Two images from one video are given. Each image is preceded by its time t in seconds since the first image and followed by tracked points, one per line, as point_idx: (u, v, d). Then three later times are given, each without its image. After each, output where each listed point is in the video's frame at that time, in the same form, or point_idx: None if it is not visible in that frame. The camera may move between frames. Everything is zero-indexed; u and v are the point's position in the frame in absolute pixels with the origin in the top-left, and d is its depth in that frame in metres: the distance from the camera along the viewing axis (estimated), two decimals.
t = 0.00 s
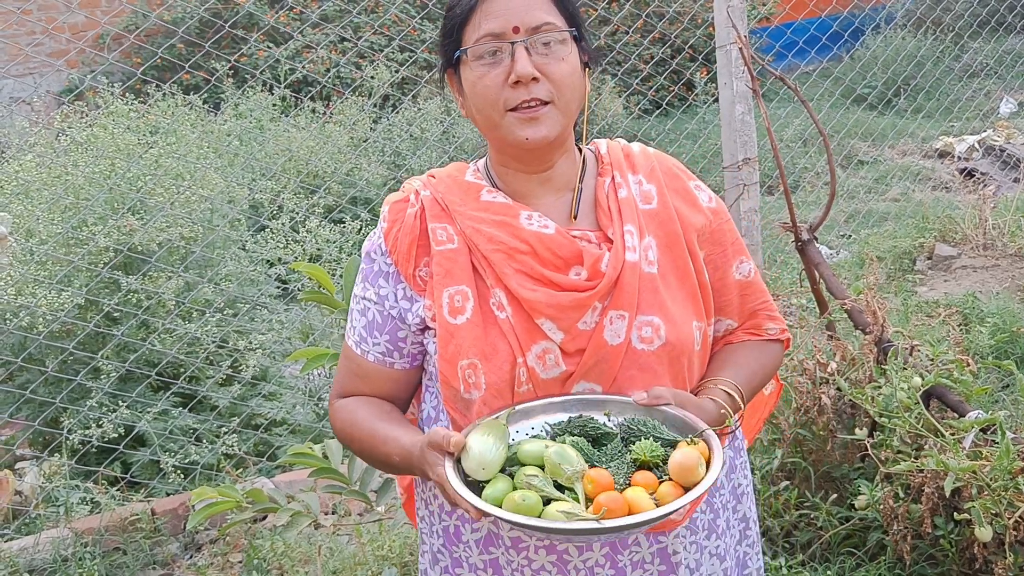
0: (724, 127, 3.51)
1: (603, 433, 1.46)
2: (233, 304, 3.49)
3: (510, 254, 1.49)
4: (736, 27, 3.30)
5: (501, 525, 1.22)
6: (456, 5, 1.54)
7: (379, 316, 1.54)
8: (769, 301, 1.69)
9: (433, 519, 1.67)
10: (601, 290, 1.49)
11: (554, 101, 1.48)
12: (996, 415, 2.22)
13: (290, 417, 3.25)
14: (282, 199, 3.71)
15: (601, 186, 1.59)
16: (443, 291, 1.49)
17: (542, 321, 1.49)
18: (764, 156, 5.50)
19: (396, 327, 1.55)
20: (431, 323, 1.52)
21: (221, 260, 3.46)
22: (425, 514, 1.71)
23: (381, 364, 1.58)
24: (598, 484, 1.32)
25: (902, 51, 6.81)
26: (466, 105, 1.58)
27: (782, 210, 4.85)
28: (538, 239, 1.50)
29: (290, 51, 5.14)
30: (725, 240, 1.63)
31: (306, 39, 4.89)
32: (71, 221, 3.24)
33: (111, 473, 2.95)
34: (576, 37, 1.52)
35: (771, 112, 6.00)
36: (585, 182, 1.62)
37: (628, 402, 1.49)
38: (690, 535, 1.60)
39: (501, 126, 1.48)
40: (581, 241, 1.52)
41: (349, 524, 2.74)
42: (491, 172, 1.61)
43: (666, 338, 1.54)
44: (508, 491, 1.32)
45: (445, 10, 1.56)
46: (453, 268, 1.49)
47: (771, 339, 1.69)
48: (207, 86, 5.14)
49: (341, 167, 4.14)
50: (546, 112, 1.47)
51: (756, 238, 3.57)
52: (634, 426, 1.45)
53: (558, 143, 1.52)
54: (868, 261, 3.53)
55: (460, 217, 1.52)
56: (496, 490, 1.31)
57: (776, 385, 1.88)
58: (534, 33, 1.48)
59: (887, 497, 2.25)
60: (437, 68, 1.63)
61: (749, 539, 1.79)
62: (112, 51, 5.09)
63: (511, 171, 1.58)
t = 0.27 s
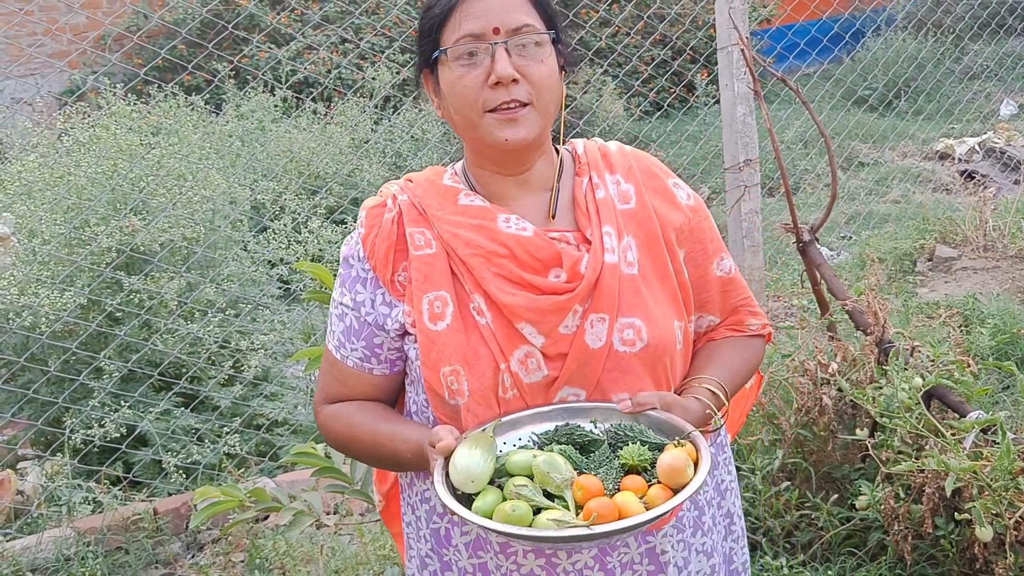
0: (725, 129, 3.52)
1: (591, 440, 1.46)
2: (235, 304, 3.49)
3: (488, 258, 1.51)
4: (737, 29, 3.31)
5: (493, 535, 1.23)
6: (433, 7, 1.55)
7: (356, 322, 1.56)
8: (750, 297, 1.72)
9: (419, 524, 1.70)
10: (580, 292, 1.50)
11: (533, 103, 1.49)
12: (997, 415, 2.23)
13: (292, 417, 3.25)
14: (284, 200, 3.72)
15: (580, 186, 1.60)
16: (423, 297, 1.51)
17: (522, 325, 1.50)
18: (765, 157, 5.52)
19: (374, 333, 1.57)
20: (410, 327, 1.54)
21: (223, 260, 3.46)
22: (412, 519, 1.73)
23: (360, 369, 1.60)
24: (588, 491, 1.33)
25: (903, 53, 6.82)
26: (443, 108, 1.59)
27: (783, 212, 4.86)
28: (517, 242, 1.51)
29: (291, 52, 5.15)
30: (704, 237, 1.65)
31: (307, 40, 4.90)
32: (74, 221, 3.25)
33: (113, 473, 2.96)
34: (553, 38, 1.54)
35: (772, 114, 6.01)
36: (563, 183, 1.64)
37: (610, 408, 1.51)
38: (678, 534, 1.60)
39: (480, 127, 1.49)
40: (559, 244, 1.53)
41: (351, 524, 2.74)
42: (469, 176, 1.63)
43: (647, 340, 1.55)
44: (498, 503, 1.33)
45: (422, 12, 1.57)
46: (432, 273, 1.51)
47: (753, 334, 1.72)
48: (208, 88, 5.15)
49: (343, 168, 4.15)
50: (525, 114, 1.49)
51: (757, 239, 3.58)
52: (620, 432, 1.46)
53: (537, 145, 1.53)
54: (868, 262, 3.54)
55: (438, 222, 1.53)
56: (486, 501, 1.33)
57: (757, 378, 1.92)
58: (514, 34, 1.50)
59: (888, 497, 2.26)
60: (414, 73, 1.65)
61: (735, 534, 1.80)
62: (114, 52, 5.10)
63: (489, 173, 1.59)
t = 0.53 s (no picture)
0: (726, 130, 3.53)
1: (578, 441, 1.48)
2: (236, 304, 3.49)
3: (475, 259, 1.51)
4: (738, 30, 3.32)
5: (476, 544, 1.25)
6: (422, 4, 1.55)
7: (341, 319, 1.57)
8: (736, 292, 1.73)
9: (411, 522, 1.72)
10: (567, 293, 1.51)
11: (523, 102, 1.50)
12: (998, 416, 2.23)
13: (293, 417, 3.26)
14: (286, 200, 3.73)
15: (566, 185, 1.61)
16: (410, 298, 1.51)
17: (509, 326, 1.51)
18: (766, 159, 5.53)
19: (358, 331, 1.58)
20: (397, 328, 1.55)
21: (225, 260, 3.47)
22: (403, 518, 1.74)
23: (343, 366, 1.61)
24: (572, 496, 1.34)
25: (904, 54, 6.82)
26: (429, 107, 1.60)
27: (784, 213, 4.87)
28: (503, 243, 1.52)
29: (293, 53, 5.15)
30: (692, 234, 1.66)
31: (309, 41, 4.91)
32: (76, 221, 3.25)
33: (114, 472, 2.97)
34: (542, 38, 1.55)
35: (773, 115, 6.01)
36: (549, 181, 1.64)
37: (598, 408, 1.52)
38: (666, 530, 1.61)
39: (468, 126, 1.50)
40: (546, 244, 1.54)
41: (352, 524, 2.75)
42: (455, 175, 1.64)
43: (634, 340, 1.57)
44: (484, 507, 1.35)
45: (411, 10, 1.57)
46: (419, 274, 1.51)
47: (741, 330, 1.73)
48: (210, 88, 5.15)
49: (344, 168, 4.15)
50: (515, 113, 1.50)
51: (758, 240, 3.58)
52: (607, 433, 1.47)
53: (525, 144, 1.54)
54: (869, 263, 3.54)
55: (425, 223, 1.54)
56: (471, 506, 1.34)
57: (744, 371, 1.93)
58: (505, 33, 1.51)
59: (888, 497, 2.26)
60: (401, 71, 1.65)
61: (722, 526, 1.81)
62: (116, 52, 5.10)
63: (475, 172, 1.60)
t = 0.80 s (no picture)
0: (727, 131, 3.53)
1: (576, 441, 1.49)
2: (237, 304, 3.50)
3: (473, 264, 1.51)
4: (739, 31, 3.32)
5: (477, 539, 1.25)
6: (418, 5, 1.55)
7: (338, 321, 1.57)
8: (730, 289, 1.73)
9: (413, 517, 1.71)
10: (565, 297, 1.51)
11: (520, 104, 1.51)
12: (998, 416, 2.23)
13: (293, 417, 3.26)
14: (287, 200, 3.73)
15: (563, 186, 1.61)
16: (409, 303, 1.51)
17: (508, 331, 1.51)
18: (767, 159, 5.54)
19: (356, 333, 1.58)
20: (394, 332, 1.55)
21: (226, 260, 3.47)
22: (402, 513, 1.74)
23: (341, 366, 1.61)
24: (572, 494, 1.34)
25: (904, 55, 6.83)
26: (425, 108, 1.59)
27: (784, 214, 4.88)
28: (501, 247, 1.52)
29: (293, 54, 5.16)
30: (687, 233, 1.66)
31: (310, 41, 4.91)
32: (77, 221, 3.26)
33: (114, 472, 2.97)
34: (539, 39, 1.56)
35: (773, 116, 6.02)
36: (546, 182, 1.64)
37: (595, 410, 1.52)
38: (661, 525, 1.64)
39: (466, 127, 1.50)
40: (544, 248, 1.54)
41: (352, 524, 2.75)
42: (451, 176, 1.63)
43: (631, 342, 1.58)
44: (485, 505, 1.35)
45: (407, 10, 1.57)
46: (418, 279, 1.51)
47: (732, 327, 1.74)
48: (210, 88, 5.15)
49: (345, 168, 4.16)
50: (513, 115, 1.50)
51: (758, 241, 3.58)
52: (604, 434, 1.48)
53: (522, 146, 1.54)
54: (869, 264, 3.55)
55: (422, 227, 1.53)
56: (472, 504, 1.35)
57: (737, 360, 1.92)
58: (502, 34, 1.51)
59: (889, 497, 2.26)
60: (396, 72, 1.64)
61: (715, 517, 1.83)
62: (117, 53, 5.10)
63: (471, 173, 1.60)
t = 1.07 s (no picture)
0: (726, 132, 3.53)
1: (581, 442, 1.50)
2: (236, 305, 3.50)
3: (481, 274, 1.51)
4: (738, 33, 3.32)
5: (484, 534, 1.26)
6: (419, 11, 1.55)
7: (348, 324, 1.57)
8: (733, 289, 1.73)
9: (420, 514, 1.70)
10: (572, 308, 1.51)
11: (520, 109, 1.50)
12: (997, 418, 2.23)
13: (292, 419, 3.26)
14: (287, 202, 3.73)
15: (569, 192, 1.60)
16: (417, 312, 1.52)
17: (515, 340, 1.52)
18: (766, 161, 5.54)
19: (366, 336, 1.58)
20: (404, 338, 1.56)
21: (225, 261, 3.46)
22: (410, 511, 1.74)
23: (351, 366, 1.62)
24: (578, 491, 1.37)
25: (904, 57, 6.83)
26: (429, 113, 1.59)
27: (784, 216, 4.88)
28: (508, 257, 1.51)
29: (293, 55, 5.16)
30: (692, 235, 1.65)
31: (309, 42, 4.91)
32: (76, 222, 3.25)
33: (113, 473, 2.97)
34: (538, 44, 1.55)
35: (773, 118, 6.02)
36: (553, 186, 1.64)
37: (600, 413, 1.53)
38: (665, 522, 1.64)
39: (466, 133, 1.50)
40: (551, 257, 1.54)
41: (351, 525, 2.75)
42: (458, 181, 1.63)
43: (637, 348, 1.58)
44: (492, 502, 1.36)
45: (408, 16, 1.57)
46: (426, 288, 1.51)
47: (735, 323, 1.74)
48: (210, 89, 5.15)
49: (344, 170, 4.16)
50: (513, 120, 1.50)
51: (758, 243, 3.58)
52: (608, 435, 1.49)
53: (525, 152, 1.54)
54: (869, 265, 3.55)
55: (430, 235, 1.53)
56: (480, 502, 1.36)
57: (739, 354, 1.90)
58: (501, 40, 1.51)
59: (888, 498, 2.26)
60: (399, 78, 1.64)
61: (718, 511, 1.84)
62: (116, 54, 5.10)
63: (477, 179, 1.59)
